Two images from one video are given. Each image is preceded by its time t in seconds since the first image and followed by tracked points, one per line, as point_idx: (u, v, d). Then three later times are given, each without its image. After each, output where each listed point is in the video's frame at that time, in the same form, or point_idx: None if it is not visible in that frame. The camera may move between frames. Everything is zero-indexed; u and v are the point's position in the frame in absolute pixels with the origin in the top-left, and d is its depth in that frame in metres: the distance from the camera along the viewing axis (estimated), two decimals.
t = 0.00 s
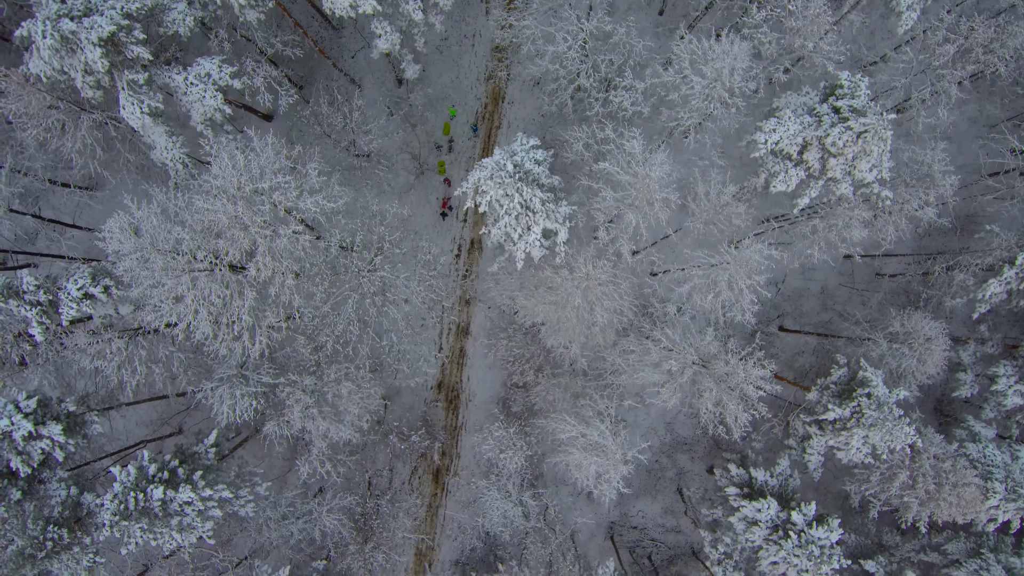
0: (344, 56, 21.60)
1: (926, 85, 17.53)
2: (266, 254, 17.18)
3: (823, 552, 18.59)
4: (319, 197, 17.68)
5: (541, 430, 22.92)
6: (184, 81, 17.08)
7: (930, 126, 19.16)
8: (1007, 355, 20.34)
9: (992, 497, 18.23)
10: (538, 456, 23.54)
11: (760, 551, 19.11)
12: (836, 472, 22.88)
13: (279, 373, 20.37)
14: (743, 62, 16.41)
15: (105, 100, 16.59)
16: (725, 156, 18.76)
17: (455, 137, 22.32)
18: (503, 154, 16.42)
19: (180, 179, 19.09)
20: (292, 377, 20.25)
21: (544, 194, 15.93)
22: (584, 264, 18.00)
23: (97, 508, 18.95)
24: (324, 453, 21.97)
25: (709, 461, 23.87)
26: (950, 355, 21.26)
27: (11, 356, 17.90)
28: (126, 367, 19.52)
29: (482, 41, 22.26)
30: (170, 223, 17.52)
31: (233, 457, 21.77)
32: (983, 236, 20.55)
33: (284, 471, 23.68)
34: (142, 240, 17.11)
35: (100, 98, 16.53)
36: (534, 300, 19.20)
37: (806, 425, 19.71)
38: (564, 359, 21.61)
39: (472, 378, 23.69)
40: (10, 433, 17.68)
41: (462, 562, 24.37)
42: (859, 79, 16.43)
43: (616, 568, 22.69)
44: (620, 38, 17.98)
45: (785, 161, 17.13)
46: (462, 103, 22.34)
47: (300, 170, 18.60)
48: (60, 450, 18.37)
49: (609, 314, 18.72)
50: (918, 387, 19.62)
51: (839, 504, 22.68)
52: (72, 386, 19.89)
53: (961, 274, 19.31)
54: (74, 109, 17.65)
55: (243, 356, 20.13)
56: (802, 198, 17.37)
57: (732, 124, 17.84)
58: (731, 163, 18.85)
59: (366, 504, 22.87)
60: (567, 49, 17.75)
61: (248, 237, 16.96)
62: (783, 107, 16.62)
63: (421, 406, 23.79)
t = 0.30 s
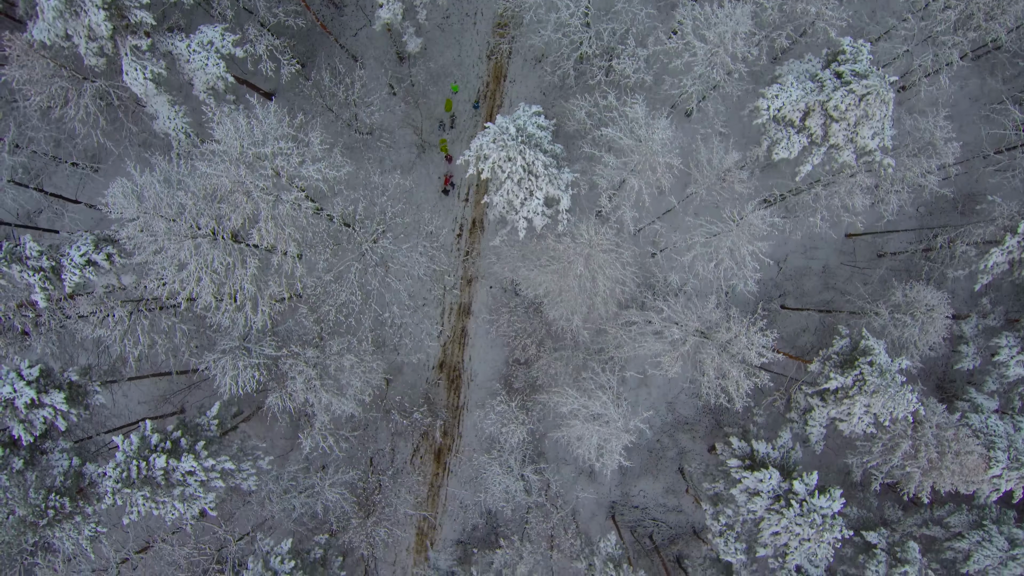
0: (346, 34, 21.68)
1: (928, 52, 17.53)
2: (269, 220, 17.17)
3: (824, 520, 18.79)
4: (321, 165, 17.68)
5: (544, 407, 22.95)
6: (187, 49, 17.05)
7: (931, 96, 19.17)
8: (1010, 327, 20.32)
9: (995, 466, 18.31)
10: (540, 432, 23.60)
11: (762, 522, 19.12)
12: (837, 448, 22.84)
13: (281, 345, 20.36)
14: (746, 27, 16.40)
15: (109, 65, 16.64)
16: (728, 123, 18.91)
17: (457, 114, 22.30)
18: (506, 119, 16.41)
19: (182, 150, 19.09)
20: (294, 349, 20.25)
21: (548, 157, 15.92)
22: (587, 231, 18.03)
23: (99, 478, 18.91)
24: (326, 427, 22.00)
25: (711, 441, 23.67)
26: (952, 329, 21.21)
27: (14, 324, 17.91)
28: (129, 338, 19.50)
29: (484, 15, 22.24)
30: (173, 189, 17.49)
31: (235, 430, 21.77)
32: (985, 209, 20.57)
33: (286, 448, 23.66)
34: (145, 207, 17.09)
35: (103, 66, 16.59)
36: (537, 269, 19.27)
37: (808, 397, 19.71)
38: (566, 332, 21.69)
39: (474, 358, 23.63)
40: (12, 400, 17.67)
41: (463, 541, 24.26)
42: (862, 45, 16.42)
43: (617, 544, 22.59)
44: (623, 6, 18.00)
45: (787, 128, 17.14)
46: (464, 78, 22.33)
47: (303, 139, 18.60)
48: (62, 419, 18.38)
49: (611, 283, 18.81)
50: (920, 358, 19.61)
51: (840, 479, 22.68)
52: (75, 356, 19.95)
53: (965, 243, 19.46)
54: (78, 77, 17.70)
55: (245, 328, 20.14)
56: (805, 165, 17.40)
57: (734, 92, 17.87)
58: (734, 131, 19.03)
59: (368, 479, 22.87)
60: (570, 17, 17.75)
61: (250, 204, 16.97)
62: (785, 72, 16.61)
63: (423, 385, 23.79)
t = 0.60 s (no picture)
0: (348, 10, 21.67)
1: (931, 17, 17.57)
2: (271, 186, 17.17)
3: (826, 487, 18.86)
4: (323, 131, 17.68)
5: (545, 382, 23.00)
6: (188, 16, 16.96)
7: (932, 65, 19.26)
8: (1011, 298, 20.35)
9: (997, 434, 18.34)
10: (541, 408, 23.65)
11: (764, 491, 19.15)
12: (838, 424, 22.84)
13: (283, 317, 20.36)
14: None
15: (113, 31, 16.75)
16: (728, 90, 19.07)
17: (459, 91, 22.32)
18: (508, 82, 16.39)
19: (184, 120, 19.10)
20: (296, 321, 20.25)
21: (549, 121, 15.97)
22: (589, 196, 18.13)
23: (101, 447, 18.77)
24: (328, 401, 22.02)
25: (712, 419, 23.61)
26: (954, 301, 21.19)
27: (17, 291, 18.00)
28: (131, 306, 19.49)
29: None
30: (176, 155, 17.48)
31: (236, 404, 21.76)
32: (986, 180, 20.61)
33: (286, 426, 23.63)
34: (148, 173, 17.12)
35: (105, 33, 17.09)
36: (540, 237, 19.45)
37: (809, 367, 19.74)
38: (568, 305, 21.82)
39: (475, 337, 23.58)
40: (14, 367, 17.61)
41: (464, 520, 24.17)
42: (864, 9, 16.43)
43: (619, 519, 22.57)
44: None
45: (789, 94, 17.17)
46: (465, 54, 22.34)
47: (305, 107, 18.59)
48: (64, 388, 18.29)
49: (611, 252, 19.07)
50: (921, 328, 19.67)
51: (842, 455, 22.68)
52: (77, 327, 19.97)
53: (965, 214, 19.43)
54: (80, 45, 17.72)
55: (247, 300, 20.15)
56: (807, 132, 17.45)
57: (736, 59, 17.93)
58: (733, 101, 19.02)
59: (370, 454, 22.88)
60: None
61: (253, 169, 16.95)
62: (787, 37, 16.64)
63: (424, 364, 23.75)
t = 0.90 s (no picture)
0: None
1: None
2: (272, 151, 17.14)
3: (827, 455, 18.90)
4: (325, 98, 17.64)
5: (546, 357, 23.01)
6: None
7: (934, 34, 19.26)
8: (1011, 269, 20.40)
9: (999, 401, 18.33)
10: (543, 384, 23.70)
11: (766, 460, 19.13)
12: (839, 400, 22.85)
13: (284, 289, 20.36)
14: None
15: None
16: (732, 58, 19.43)
17: (460, 67, 22.39)
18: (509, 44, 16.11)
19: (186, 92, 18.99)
20: (298, 293, 20.24)
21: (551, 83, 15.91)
22: (592, 161, 18.29)
23: (102, 416, 18.71)
24: (329, 375, 22.03)
25: (712, 397, 23.57)
26: (955, 274, 21.21)
27: (19, 258, 18.07)
28: (133, 275, 19.48)
29: None
30: (178, 121, 17.47)
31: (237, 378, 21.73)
32: (987, 152, 20.67)
33: (287, 403, 23.61)
34: (150, 140, 17.11)
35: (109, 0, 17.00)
36: (542, 205, 19.70)
37: (810, 338, 19.75)
38: (569, 278, 21.91)
39: (476, 317, 23.60)
40: (17, 334, 17.59)
41: (466, 499, 24.10)
42: None
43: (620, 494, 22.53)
44: None
45: (791, 60, 17.17)
46: (467, 30, 22.38)
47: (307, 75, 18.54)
48: (66, 356, 18.27)
49: (613, 221, 19.34)
50: (921, 298, 19.73)
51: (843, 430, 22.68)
52: (79, 297, 19.99)
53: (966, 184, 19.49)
54: (83, 13, 17.74)
55: (249, 271, 20.15)
56: (809, 98, 17.46)
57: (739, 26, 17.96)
58: (737, 68, 19.45)
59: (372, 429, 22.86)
60: None
61: (256, 135, 16.95)
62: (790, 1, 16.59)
63: (425, 343, 23.80)
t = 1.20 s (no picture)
0: None
1: None
2: (276, 116, 17.14)
3: (829, 423, 18.91)
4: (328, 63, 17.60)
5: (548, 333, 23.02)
6: None
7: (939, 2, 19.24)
8: (1013, 240, 20.42)
9: (1002, 368, 18.34)
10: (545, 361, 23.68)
11: (769, 429, 19.10)
12: (841, 376, 22.85)
13: (287, 260, 20.34)
14: None
15: None
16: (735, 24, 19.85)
17: (462, 43, 22.56)
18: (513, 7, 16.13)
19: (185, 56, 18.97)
20: (301, 264, 20.25)
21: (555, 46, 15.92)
22: (595, 126, 18.51)
23: (105, 385, 18.70)
24: (332, 349, 22.05)
25: (713, 376, 23.52)
26: (957, 247, 21.23)
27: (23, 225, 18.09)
28: (136, 245, 19.52)
29: None
30: (181, 85, 17.49)
31: (240, 351, 21.74)
32: (989, 124, 20.72)
33: (289, 379, 23.61)
34: (153, 105, 17.12)
35: None
36: (546, 172, 20.00)
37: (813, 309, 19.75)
38: (572, 251, 21.98)
39: (478, 296, 23.60)
40: (20, 300, 17.57)
41: (468, 478, 24.02)
42: None
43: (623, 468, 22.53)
44: None
45: (794, 25, 17.14)
46: (469, 8, 22.65)
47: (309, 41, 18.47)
48: (69, 324, 18.23)
49: (616, 187, 19.62)
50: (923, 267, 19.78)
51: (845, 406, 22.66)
52: (81, 267, 19.96)
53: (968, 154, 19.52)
54: None
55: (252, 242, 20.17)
56: (813, 64, 17.47)
57: None
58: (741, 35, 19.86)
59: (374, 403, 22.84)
60: None
61: (260, 99, 16.96)
62: None
63: (427, 321, 23.80)
